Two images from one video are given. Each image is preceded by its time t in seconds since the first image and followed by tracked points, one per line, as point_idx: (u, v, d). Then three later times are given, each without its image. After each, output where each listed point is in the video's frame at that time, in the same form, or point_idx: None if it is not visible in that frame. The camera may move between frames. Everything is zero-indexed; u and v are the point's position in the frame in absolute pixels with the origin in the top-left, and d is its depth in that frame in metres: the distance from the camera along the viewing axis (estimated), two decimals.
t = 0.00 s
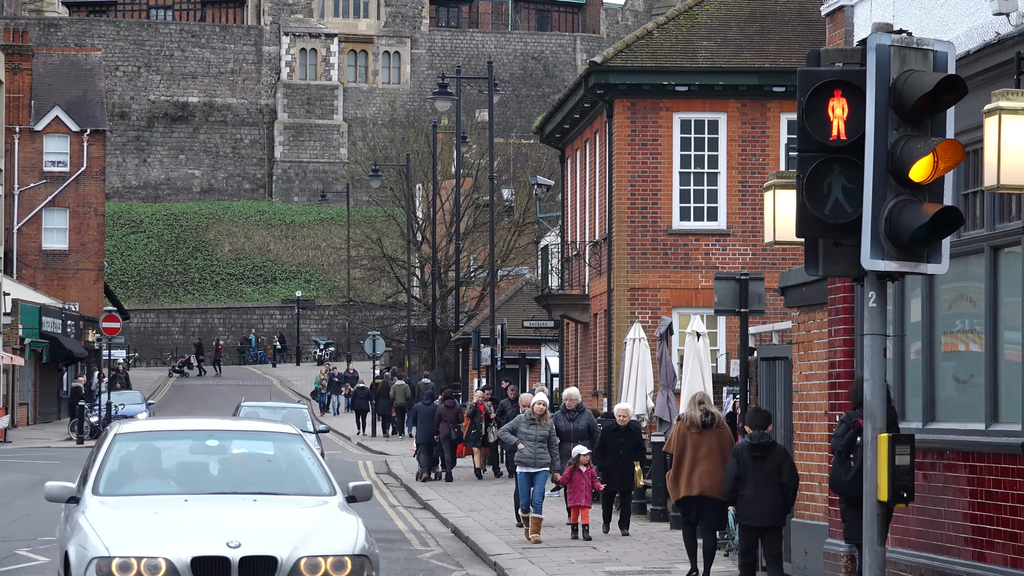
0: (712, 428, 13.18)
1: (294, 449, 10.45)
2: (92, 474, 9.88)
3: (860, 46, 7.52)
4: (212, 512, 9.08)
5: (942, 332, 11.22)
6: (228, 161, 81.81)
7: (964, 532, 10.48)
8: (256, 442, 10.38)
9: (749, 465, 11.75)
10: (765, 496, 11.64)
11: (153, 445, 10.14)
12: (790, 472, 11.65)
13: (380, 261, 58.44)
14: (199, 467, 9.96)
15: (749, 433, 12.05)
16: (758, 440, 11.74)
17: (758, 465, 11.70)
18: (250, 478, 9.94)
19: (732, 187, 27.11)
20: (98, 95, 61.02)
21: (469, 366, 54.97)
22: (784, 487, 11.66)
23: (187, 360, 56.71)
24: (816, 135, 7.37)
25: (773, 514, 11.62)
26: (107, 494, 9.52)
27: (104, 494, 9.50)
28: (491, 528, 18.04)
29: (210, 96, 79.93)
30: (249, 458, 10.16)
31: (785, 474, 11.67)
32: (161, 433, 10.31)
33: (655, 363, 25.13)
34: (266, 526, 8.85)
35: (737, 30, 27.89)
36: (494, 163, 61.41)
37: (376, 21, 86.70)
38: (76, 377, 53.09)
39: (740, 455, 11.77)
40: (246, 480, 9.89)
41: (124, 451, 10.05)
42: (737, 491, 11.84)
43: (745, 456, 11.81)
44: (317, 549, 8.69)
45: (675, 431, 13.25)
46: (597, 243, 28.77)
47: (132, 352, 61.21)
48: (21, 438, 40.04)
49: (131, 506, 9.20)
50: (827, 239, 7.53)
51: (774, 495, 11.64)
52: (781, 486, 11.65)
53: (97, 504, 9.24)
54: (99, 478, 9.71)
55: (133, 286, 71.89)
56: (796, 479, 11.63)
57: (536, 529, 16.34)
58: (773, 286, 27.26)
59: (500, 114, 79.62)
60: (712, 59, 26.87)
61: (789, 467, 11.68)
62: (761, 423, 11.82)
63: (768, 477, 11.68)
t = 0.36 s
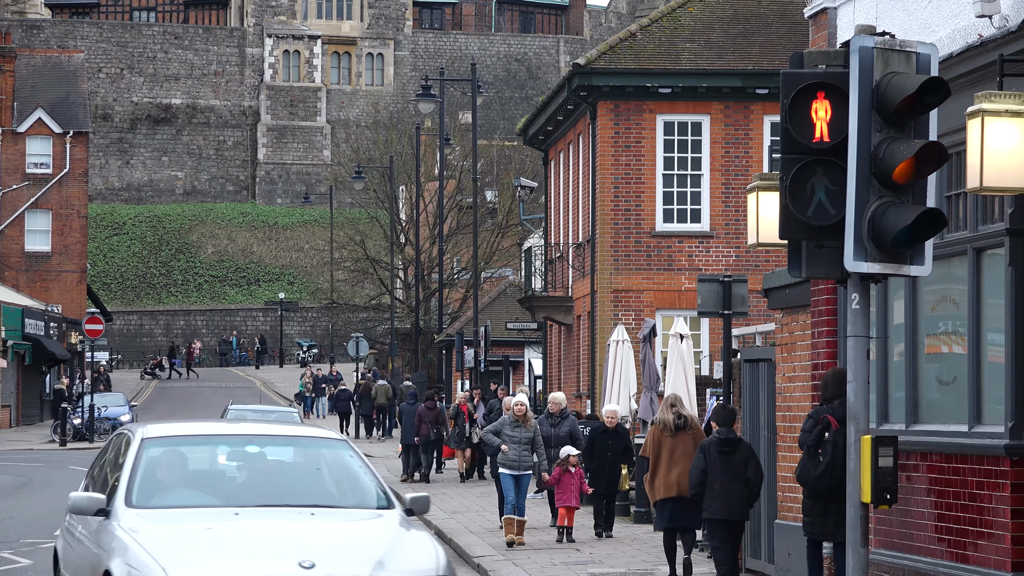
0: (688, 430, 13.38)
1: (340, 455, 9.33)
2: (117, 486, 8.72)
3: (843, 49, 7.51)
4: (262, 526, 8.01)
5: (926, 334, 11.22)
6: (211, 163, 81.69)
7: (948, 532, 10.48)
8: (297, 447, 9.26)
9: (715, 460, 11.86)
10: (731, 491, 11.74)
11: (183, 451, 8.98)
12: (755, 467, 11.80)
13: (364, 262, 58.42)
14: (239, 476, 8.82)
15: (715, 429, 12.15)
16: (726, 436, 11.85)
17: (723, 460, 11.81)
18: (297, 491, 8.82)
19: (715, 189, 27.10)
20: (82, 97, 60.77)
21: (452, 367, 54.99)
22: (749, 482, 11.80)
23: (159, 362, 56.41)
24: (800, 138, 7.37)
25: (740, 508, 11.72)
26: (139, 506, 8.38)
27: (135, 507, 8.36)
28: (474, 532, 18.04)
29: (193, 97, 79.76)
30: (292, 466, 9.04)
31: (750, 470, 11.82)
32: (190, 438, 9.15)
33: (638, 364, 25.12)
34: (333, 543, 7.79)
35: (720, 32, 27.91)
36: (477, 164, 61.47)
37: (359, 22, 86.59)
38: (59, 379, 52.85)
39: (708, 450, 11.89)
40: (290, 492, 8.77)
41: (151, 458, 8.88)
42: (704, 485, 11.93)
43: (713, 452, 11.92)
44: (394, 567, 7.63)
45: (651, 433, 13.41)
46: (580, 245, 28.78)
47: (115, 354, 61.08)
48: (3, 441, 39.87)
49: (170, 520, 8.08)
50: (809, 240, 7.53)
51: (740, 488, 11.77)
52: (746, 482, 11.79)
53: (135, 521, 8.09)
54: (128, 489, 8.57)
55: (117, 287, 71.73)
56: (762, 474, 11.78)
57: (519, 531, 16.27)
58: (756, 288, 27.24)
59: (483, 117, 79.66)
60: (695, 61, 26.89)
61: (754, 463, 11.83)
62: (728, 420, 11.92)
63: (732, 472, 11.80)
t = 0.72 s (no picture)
0: (670, 431, 13.57)
1: (444, 463, 7.93)
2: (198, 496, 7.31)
3: (829, 49, 7.51)
4: (386, 549, 6.67)
5: (912, 335, 11.23)
6: (196, 164, 81.53)
7: (935, 533, 10.49)
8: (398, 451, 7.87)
9: (685, 459, 11.98)
10: (701, 491, 11.89)
11: (269, 457, 7.56)
12: (725, 467, 11.91)
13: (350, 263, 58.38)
14: (339, 487, 7.43)
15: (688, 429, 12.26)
16: (696, 436, 11.93)
17: (693, 460, 11.93)
18: (405, 506, 7.45)
19: (702, 190, 27.09)
20: (67, 97, 60.52)
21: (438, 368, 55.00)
22: (718, 482, 11.92)
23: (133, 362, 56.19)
24: (786, 139, 7.37)
25: (710, 508, 11.88)
26: (231, 521, 6.99)
27: (227, 522, 6.99)
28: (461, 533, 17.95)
29: (179, 98, 79.56)
30: (393, 477, 7.64)
31: (721, 470, 11.93)
32: (274, 441, 7.71)
33: (625, 365, 25.12)
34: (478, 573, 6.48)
35: (706, 32, 27.92)
36: (464, 164, 61.45)
37: (345, 23, 86.46)
38: (45, 379, 52.59)
39: (678, 451, 12.01)
40: (397, 507, 7.41)
41: (230, 466, 7.44)
42: (674, 485, 12.08)
43: (683, 451, 12.03)
44: None
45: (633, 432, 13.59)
46: (566, 245, 28.78)
47: (100, 355, 60.89)
48: None
49: (277, 539, 6.75)
50: (796, 242, 7.52)
51: (709, 489, 11.91)
52: (716, 482, 11.91)
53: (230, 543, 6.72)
54: (213, 499, 7.18)
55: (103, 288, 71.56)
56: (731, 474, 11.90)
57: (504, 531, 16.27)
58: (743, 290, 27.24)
59: (469, 117, 79.68)
60: (682, 62, 26.89)
61: (724, 462, 11.94)
62: (700, 420, 11.98)
63: (701, 472, 11.93)
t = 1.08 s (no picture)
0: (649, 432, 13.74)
1: (614, 472, 7.08)
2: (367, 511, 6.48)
3: (815, 49, 7.48)
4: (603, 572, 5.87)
5: (897, 336, 11.24)
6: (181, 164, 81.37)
7: (921, 535, 10.48)
8: (568, 461, 7.04)
9: (651, 465, 12.24)
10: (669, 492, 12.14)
11: (434, 467, 6.72)
12: (690, 470, 12.20)
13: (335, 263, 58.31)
14: (513, 504, 6.58)
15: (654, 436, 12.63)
16: (660, 442, 12.24)
17: (658, 465, 12.19)
18: (590, 522, 6.62)
19: (687, 190, 27.11)
20: (52, 97, 60.30)
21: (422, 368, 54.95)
22: (684, 483, 12.23)
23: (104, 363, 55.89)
24: (771, 139, 7.36)
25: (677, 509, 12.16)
26: (416, 541, 6.16)
27: (410, 541, 6.16)
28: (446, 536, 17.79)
29: (164, 98, 79.38)
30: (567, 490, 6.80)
31: (685, 474, 12.23)
32: (436, 447, 6.86)
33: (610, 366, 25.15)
34: None
35: (691, 32, 27.92)
36: (449, 165, 61.54)
37: (330, 24, 86.36)
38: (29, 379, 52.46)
39: (643, 457, 12.27)
40: (586, 527, 6.58)
41: (394, 474, 6.59)
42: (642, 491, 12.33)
43: (648, 457, 12.32)
44: None
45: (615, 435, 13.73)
46: (551, 246, 28.78)
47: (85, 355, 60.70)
48: None
49: (473, 561, 5.95)
50: (781, 242, 7.51)
51: (677, 492, 12.17)
52: (683, 485, 12.19)
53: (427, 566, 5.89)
54: (388, 512, 6.35)
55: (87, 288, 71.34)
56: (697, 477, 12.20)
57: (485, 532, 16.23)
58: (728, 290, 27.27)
59: (455, 118, 79.62)
60: (667, 61, 26.90)
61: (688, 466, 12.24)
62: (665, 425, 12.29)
63: (670, 476, 12.20)
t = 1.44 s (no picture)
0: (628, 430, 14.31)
1: (889, 481, 6.20)
2: (663, 532, 5.53)
3: (799, 50, 7.47)
4: None
5: (880, 335, 11.25)
6: (164, 164, 81.15)
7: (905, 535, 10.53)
8: (840, 465, 6.18)
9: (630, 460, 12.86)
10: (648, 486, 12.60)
11: (706, 476, 5.81)
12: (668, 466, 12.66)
13: (319, 263, 58.16)
14: (806, 527, 5.73)
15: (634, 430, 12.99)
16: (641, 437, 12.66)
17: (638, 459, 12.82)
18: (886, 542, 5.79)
19: (671, 190, 27.12)
20: (34, 97, 60.02)
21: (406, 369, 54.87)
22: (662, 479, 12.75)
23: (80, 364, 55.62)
24: (754, 139, 7.35)
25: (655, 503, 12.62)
26: (730, 559, 5.35)
27: (724, 559, 5.34)
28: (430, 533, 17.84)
29: (147, 98, 79.12)
30: (855, 505, 5.94)
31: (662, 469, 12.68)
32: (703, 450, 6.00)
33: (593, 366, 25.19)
34: None
35: (675, 33, 27.92)
36: (433, 165, 61.50)
37: (313, 24, 86.11)
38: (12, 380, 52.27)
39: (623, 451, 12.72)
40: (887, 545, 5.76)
41: (674, 482, 5.71)
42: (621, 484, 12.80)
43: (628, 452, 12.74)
44: None
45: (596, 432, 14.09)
46: (535, 246, 28.76)
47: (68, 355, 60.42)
48: None
49: None
50: (764, 242, 7.52)
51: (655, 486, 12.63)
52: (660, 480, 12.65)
53: None
54: (689, 530, 5.46)
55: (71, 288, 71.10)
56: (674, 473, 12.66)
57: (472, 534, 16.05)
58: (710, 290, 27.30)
59: (439, 118, 79.49)
60: (651, 62, 26.90)
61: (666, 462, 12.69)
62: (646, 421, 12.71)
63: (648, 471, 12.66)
